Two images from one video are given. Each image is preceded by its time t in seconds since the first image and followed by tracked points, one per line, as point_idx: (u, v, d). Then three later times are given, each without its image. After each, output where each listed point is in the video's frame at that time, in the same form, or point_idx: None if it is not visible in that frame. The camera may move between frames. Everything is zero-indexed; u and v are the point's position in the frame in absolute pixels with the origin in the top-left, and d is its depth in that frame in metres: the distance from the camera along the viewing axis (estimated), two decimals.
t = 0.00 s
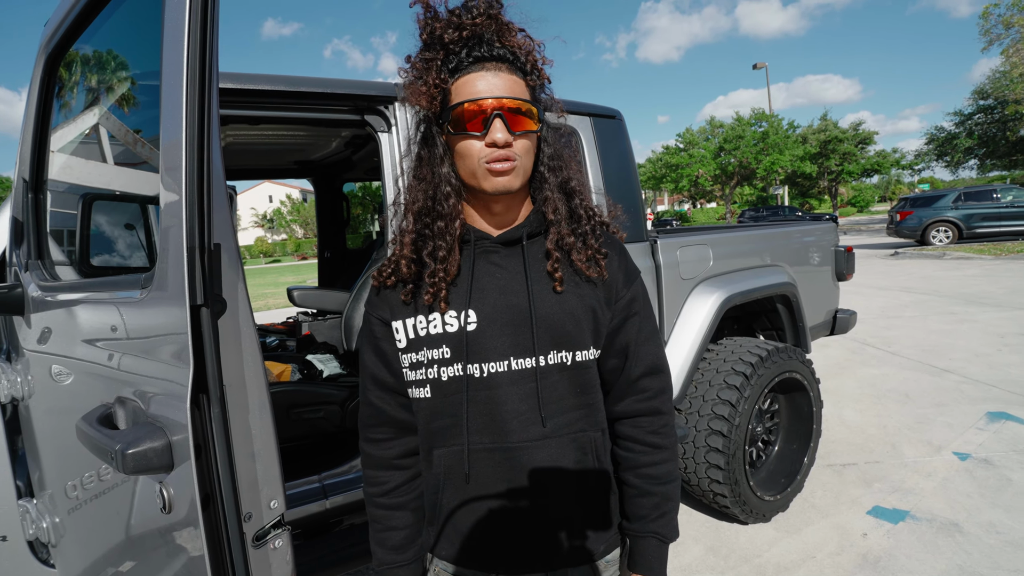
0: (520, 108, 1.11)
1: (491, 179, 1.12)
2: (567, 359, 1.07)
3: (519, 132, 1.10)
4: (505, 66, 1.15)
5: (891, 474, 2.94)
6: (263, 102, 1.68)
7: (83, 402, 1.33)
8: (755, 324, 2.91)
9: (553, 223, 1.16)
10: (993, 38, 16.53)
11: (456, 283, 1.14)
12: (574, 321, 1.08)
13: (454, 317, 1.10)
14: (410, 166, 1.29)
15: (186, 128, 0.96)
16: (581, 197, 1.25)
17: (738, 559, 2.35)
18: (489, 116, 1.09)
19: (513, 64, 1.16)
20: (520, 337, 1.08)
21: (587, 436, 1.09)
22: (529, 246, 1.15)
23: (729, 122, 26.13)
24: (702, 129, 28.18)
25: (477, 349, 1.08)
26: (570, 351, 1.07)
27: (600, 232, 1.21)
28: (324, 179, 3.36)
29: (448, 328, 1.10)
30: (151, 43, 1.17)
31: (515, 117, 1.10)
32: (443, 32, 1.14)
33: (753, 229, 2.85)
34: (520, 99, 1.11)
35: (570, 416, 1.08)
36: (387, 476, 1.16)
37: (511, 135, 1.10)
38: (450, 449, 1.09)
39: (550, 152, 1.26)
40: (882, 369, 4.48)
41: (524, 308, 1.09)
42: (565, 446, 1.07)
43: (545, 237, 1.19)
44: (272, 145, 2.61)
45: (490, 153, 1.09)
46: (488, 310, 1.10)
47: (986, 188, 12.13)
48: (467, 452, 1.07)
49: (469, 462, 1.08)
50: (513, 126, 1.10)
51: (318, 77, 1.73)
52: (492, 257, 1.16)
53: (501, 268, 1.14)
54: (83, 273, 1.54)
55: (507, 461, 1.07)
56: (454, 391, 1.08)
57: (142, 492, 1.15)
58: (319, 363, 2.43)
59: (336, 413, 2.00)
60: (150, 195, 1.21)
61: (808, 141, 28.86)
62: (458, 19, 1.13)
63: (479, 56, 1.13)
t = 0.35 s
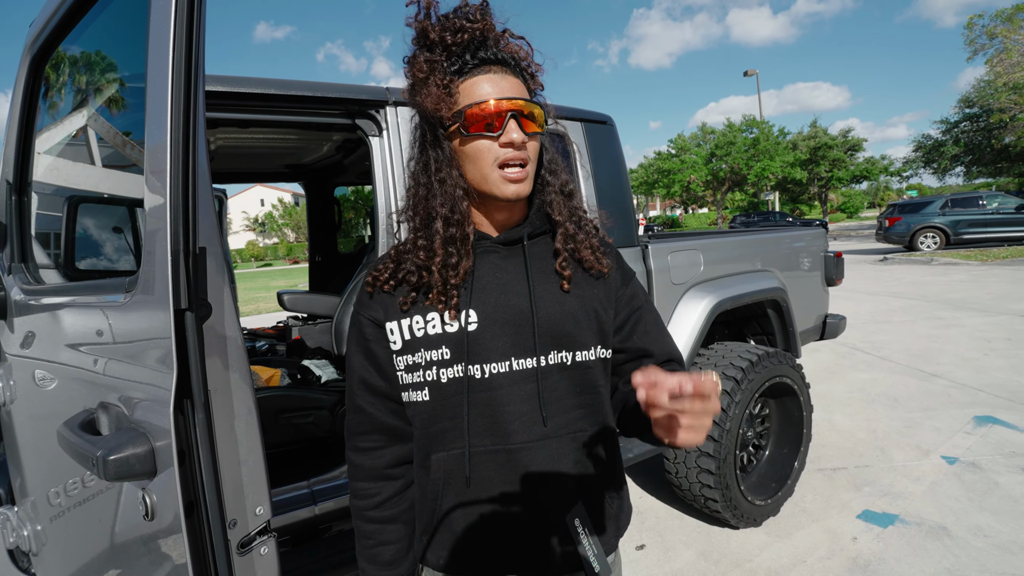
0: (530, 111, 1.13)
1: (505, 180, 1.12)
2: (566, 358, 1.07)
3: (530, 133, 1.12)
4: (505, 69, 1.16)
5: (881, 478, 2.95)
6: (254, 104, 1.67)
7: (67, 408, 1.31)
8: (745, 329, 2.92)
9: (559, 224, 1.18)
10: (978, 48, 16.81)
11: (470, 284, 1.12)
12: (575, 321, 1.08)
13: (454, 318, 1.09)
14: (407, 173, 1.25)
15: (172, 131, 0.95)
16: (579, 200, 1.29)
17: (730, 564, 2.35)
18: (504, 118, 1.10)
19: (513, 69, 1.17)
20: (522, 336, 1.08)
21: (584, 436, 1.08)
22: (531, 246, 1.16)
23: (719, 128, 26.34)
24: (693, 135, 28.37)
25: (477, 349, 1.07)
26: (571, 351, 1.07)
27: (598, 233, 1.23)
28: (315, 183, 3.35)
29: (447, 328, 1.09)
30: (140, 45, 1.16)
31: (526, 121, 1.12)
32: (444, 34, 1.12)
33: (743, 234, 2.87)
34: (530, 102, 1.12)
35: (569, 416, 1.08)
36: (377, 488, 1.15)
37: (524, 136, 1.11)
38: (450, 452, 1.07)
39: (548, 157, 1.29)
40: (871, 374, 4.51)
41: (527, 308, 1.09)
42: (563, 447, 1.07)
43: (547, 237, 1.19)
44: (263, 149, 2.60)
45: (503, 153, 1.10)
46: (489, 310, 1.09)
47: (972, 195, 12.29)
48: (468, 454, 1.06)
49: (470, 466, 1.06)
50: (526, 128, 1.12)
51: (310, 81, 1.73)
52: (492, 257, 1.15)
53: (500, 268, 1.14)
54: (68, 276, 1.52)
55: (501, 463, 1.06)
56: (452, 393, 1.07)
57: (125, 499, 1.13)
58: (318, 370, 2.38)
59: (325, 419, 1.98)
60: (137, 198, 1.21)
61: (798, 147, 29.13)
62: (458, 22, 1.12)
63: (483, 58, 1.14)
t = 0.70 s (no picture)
0: (499, 113, 1.10)
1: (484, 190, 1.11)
2: (565, 364, 1.05)
3: (501, 137, 1.08)
4: (483, 74, 1.14)
5: (880, 482, 2.95)
6: (255, 109, 1.67)
7: (66, 411, 1.31)
8: (745, 332, 2.93)
9: (561, 226, 1.15)
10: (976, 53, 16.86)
11: (466, 289, 1.14)
12: (573, 325, 1.06)
13: (451, 319, 1.11)
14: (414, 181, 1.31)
15: (174, 135, 0.96)
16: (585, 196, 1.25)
17: (729, 568, 2.34)
18: (469, 128, 1.09)
19: (492, 69, 1.15)
20: (517, 340, 1.06)
21: (584, 447, 1.04)
22: (532, 251, 1.14)
23: (719, 132, 26.40)
24: (693, 139, 28.42)
25: (472, 350, 1.07)
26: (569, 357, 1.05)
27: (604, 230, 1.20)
28: (315, 186, 3.36)
29: (444, 329, 1.11)
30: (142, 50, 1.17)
31: (497, 125, 1.09)
32: (420, 52, 1.16)
33: (742, 237, 2.88)
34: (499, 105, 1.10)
35: (571, 423, 1.04)
36: (385, 479, 1.18)
37: (495, 142, 1.08)
38: (447, 452, 1.09)
39: (551, 151, 1.26)
40: (870, 378, 4.51)
41: (523, 312, 1.08)
42: (562, 452, 1.03)
43: (550, 240, 1.17)
44: (263, 152, 2.61)
45: (475, 165, 1.08)
46: (486, 312, 1.09)
47: (971, 199, 12.30)
48: (462, 454, 1.07)
49: (464, 467, 1.07)
50: (497, 134, 1.09)
51: (311, 85, 1.74)
52: (493, 259, 1.16)
53: (501, 269, 1.14)
54: (68, 279, 1.53)
55: (500, 467, 1.05)
56: (449, 393, 1.08)
57: (125, 501, 1.13)
58: (316, 372, 2.35)
59: (325, 422, 1.98)
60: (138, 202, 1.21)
61: (798, 151, 29.19)
62: (433, 36, 1.14)
63: (457, 69, 1.14)
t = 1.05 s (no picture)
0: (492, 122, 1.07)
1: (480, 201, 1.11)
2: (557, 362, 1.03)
3: (492, 149, 1.06)
4: (480, 80, 1.11)
5: (883, 482, 2.94)
6: (257, 110, 1.68)
7: (70, 410, 1.32)
8: (747, 332, 2.92)
9: (552, 231, 1.12)
10: (979, 52, 16.81)
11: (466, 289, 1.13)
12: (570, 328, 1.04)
13: (451, 315, 1.11)
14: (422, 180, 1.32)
15: (176, 137, 0.96)
16: (586, 198, 1.19)
17: (731, 569, 2.34)
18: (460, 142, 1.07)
19: (490, 73, 1.11)
20: (511, 339, 1.05)
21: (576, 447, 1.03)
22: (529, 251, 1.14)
23: (720, 132, 26.36)
24: (694, 139, 28.39)
25: (468, 346, 1.07)
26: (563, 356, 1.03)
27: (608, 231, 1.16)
28: (317, 187, 3.36)
29: (444, 324, 1.11)
30: (144, 51, 1.17)
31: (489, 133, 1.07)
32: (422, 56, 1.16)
33: (745, 237, 2.87)
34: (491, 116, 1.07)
35: (555, 422, 1.04)
36: (393, 464, 1.20)
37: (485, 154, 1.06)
38: (445, 442, 1.09)
39: (553, 152, 1.20)
40: (873, 378, 4.50)
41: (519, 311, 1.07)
42: (546, 451, 1.03)
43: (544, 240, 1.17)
44: (265, 153, 2.62)
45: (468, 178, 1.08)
46: (483, 309, 1.09)
47: (974, 199, 12.25)
48: (456, 446, 1.07)
49: (458, 460, 1.07)
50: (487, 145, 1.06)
51: (314, 86, 1.74)
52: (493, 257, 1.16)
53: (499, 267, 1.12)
54: (71, 280, 1.53)
55: (497, 465, 1.04)
56: (447, 386, 1.09)
57: (128, 500, 1.13)
58: (321, 373, 2.34)
59: (327, 422, 1.98)
60: (141, 203, 1.22)
61: (800, 151, 29.15)
62: (432, 39, 1.13)
63: (453, 77, 1.12)
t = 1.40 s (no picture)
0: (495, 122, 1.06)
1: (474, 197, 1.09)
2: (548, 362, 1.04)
3: (493, 147, 1.05)
4: (490, 80, 1.12)
5: (881, 484, 2.94)
6: (252, 110, 1.66)
7: (65, 414, 1.31)
8: (745, 334, 2.92)
9: (547, 234, 1.12)
10: (974, 55, 16.90)
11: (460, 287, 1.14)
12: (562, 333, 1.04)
13: (443, 314, 1.11)
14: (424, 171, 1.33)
15: (170, 138, 0.96)
16: (581, 207, 1.19)
17: (730, 571, 2.33)
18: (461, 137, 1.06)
19: (500, 75, 1.11)
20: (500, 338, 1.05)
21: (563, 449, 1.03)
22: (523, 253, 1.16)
23: (718, 135, 26.42)
24: (692, 142, 28.45)
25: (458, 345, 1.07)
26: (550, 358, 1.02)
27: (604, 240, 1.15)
28: (314, 189, 3.36)
29: (436, 323, 1.12)
30: (140, 53, 1.17)
31: (490, 131, 1.05)
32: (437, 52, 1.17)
33: (744, 240, 2.88)
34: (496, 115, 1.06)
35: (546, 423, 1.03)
36: (389, 462, 1.20)
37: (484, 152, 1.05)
38: (437, 439, 1.09)
39: (552, 158, 1.19)
40: (871, 380, 4.50)
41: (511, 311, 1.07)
42: (533, 455, 1.02)
43: (537, 242, 1.18)
44: (263, 155, 2.61)
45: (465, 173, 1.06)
46: (472, 310, 1.09)
47: (970, 201, 12.30)
48: (447, 446, 1.07)
49: (455, 459, 1.07)
50: (488, 143, 1.05)
51: (310, 88, 1.74)
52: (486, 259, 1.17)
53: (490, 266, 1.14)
54: (67, 282, 1.53)
55: (484, 467, 1.04)
56: (436, 385, 1.09)
57: (122, 505, 1.12)
58: (327, 378, 2.28)
59: (324, 425, 1.97)
60: (137, 204, 1.21)
61: (797, 154, 29.23)
62: (449, 37, 1.14)
63: (463, 74, 1.12)
